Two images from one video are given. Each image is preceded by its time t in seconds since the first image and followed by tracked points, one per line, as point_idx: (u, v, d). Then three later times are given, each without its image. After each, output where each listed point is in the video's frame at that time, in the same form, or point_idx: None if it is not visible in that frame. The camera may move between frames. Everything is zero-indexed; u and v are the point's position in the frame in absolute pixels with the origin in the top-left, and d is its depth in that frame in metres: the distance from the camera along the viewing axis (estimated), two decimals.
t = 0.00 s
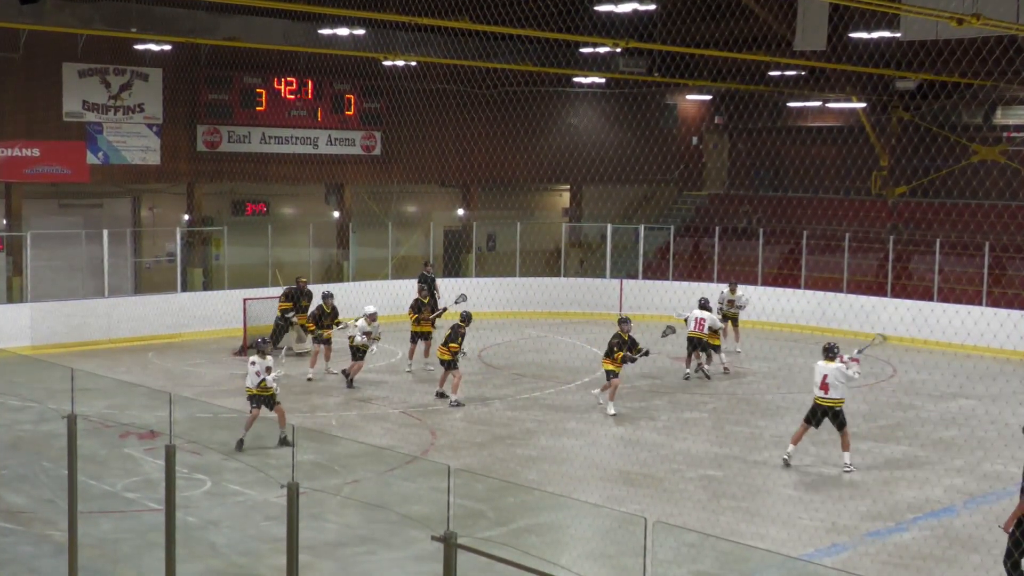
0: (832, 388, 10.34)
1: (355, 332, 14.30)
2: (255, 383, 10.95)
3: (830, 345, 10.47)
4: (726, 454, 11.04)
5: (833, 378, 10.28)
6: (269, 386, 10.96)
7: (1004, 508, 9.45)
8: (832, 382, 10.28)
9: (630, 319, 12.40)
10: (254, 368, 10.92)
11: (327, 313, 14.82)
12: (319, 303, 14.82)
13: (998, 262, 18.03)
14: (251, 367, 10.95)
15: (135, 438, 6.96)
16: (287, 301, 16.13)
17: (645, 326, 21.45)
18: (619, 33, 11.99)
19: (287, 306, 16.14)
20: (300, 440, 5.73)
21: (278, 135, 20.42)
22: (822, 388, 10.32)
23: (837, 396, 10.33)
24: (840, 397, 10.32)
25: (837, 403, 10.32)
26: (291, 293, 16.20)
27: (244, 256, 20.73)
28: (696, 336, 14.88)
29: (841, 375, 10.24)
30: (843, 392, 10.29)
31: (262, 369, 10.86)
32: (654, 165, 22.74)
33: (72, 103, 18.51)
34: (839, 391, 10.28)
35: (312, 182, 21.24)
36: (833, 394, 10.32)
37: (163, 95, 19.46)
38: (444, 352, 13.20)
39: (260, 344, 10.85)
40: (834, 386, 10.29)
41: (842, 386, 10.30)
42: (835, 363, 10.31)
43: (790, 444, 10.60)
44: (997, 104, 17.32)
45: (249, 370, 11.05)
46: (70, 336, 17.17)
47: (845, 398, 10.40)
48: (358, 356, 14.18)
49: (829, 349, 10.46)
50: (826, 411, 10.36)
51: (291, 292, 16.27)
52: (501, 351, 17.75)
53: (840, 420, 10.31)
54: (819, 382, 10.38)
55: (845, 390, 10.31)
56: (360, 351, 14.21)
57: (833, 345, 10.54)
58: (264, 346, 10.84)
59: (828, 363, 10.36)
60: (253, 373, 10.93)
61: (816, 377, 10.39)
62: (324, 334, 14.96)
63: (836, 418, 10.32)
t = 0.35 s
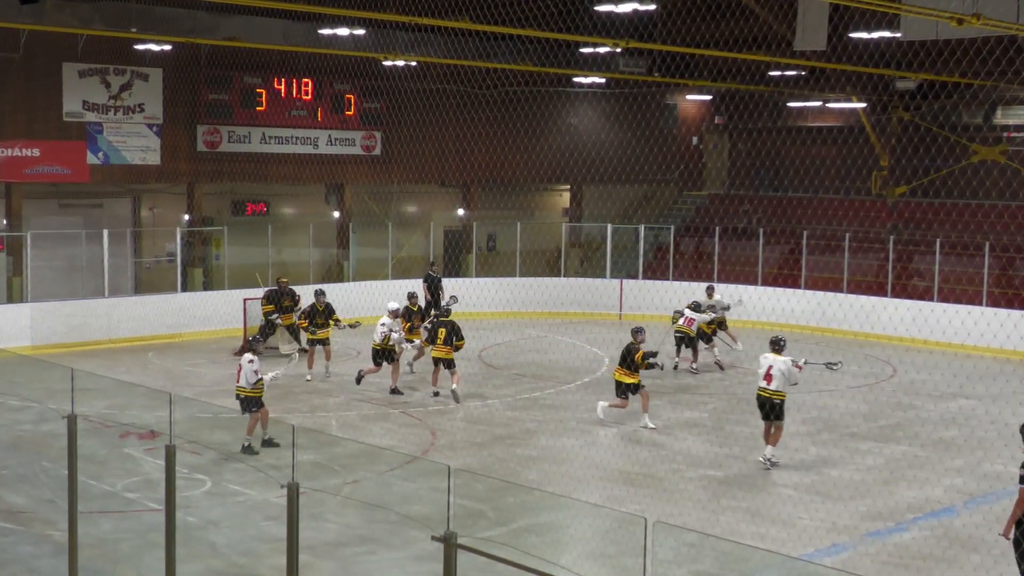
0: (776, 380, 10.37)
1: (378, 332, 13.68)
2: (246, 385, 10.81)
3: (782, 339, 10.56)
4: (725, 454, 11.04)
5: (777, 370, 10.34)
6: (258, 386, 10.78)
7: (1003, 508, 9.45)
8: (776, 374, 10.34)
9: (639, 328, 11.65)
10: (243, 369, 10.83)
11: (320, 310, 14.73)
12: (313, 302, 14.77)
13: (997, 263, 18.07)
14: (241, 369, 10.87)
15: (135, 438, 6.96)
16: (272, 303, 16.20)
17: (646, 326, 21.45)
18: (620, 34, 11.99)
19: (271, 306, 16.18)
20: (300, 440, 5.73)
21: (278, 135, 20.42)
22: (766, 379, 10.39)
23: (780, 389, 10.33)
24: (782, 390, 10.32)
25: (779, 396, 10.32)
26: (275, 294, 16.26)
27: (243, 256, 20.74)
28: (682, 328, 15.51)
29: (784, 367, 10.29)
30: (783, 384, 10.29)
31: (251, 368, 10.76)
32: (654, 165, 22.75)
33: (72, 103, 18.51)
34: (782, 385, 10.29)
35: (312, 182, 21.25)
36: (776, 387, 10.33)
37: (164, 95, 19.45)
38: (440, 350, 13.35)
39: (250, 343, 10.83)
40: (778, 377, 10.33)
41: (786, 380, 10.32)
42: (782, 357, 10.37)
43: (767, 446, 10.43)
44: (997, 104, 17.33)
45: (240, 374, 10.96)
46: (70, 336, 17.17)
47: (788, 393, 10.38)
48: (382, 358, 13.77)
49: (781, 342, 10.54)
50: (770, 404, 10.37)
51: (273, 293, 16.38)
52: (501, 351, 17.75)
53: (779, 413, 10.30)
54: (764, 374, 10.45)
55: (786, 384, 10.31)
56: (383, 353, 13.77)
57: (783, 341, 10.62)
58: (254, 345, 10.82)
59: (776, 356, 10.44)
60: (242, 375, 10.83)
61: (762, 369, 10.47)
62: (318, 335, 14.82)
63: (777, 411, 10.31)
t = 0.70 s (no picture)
0: (716, 390, 10.21)
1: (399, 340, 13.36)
2: (223, 385, 10.79)
3: (718, 347, 10.38)
4: (725, 454, 11.05)
5: (715, 379, 10.18)
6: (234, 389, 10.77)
7: (1004, 508, 9.45)
8: (715, 383, 10.18)
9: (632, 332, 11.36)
10: (219, 370, 10.76)
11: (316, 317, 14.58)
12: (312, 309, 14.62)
13: (998, 264, 18.10)
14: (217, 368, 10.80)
15: (135, 438, 6.97)
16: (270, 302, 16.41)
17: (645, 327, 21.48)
18: (620, 34, 11.99)
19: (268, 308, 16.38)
20: (300, 440, 5.73)
21: (278, 136, 20.44)
22: (705, 389, 10.23)
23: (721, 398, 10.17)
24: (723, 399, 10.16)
25: (721, 405, 10.16)
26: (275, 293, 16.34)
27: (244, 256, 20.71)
28: (655, 328, 16.40)
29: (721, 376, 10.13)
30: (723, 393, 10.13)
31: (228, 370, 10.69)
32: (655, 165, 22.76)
33: (73, 103, 18.50)
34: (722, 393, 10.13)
35: (312, 182, 21.26)
36: (717, 396, 10.18)
37: (164, 95, 19.45)
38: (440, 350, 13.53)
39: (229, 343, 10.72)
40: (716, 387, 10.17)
41: (724, 389, 10.16)
42: (720, 366, 10.21)
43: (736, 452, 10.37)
44: (998, 105, 17.34)
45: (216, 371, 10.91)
46: (70, 336, 17.17)
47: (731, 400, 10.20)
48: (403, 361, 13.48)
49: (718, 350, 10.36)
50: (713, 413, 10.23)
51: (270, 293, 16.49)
52: (501, 351, 17.75)
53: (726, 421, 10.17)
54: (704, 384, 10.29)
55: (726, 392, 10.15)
56: (402, 357, 13.51)
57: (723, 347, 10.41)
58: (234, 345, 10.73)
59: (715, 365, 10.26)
60: (217, 375, 10.77)
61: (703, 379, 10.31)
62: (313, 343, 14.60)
63: (721, 420, 10.17)
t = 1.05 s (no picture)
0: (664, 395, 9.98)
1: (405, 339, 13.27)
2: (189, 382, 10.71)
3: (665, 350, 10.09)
4: (725, 454, 11.04)
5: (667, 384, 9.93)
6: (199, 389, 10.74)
7: (1005, 508, 9.44)
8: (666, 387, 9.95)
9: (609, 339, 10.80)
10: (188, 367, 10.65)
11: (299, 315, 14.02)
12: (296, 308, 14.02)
13: (998, 264, 18.09)
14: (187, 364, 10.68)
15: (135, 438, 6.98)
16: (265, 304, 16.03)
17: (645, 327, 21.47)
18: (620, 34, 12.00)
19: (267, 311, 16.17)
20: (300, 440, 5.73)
21: (278, 136, 20.46)
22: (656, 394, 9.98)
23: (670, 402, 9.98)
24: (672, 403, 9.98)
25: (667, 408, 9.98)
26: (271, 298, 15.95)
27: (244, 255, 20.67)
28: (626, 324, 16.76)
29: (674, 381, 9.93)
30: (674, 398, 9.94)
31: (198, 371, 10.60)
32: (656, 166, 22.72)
33: (73, 103, 18.48)
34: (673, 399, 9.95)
35: (312, 182, 21.25)
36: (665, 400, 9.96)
37: (164, 96, 19.44)
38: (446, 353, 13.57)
39: (199, 342, 10.60)
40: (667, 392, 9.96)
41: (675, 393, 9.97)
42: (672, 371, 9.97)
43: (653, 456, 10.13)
44: (999, 105, 17.34)
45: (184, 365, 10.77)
46: (70, 337, 17.16)
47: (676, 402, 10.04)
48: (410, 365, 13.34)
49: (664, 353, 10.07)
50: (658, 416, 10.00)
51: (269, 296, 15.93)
52: (501, 351, 17.75)
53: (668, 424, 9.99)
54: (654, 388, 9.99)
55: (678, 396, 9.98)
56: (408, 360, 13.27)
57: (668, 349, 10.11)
58: (204, 345, 10.62)
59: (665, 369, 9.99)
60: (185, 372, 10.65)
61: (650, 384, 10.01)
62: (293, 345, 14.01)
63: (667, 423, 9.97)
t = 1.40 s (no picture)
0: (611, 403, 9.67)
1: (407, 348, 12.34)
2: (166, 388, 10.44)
3: (608, 356, 9.77)
4: (730, 456, 11.04)
5: (613, 394, 9.63)
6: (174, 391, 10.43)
7: (1010, 511, 9.42)
8: (613, 396, 9.64)
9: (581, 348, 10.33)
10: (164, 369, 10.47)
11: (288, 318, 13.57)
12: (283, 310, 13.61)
13: (1004, 266, 18.12)
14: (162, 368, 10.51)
15: (139, 440, 7.12)
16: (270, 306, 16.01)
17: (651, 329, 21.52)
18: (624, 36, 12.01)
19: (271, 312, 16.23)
20: (305, 442, 5.74)
21: (283, 137, 20.58)
22: (600, 404, 9.67)
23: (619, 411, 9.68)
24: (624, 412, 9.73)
25: (613, 419, 9.69)
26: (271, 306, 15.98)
27: (250, 257, 20.73)
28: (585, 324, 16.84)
29: (621, 391, 9.64)
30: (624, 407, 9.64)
31: (175, 371, 10.43)
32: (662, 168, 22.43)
33: (77, 105, 18.50)
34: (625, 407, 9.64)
35: (316, 184, 21.28)
36: (611, 410, 9.65)
37: (169, 97, 19.46)
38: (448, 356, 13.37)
39: (177, 346, 10.66)
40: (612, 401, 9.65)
41: (620, 402, 9.67)
42: (617, 379, 9.68)
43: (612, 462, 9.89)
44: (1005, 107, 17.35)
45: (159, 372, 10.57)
46: (75, 338, 17.18)
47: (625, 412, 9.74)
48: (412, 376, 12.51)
49: (606, 360, 9.76)
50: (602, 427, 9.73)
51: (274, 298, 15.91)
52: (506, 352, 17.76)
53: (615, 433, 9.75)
54: (598, 398, 9.67)
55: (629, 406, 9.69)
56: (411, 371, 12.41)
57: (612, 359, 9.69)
58: (182, 348, 10.68)
59: (609, 378, 9.61)
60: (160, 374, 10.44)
61: (595, 393, 9.69)
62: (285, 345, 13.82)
63: (609, 433, 9.72)
